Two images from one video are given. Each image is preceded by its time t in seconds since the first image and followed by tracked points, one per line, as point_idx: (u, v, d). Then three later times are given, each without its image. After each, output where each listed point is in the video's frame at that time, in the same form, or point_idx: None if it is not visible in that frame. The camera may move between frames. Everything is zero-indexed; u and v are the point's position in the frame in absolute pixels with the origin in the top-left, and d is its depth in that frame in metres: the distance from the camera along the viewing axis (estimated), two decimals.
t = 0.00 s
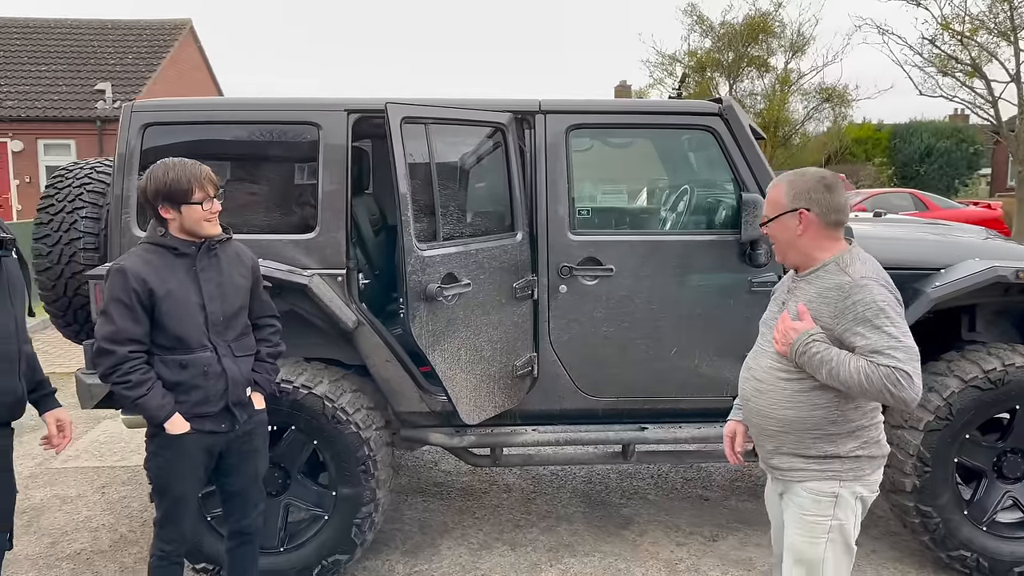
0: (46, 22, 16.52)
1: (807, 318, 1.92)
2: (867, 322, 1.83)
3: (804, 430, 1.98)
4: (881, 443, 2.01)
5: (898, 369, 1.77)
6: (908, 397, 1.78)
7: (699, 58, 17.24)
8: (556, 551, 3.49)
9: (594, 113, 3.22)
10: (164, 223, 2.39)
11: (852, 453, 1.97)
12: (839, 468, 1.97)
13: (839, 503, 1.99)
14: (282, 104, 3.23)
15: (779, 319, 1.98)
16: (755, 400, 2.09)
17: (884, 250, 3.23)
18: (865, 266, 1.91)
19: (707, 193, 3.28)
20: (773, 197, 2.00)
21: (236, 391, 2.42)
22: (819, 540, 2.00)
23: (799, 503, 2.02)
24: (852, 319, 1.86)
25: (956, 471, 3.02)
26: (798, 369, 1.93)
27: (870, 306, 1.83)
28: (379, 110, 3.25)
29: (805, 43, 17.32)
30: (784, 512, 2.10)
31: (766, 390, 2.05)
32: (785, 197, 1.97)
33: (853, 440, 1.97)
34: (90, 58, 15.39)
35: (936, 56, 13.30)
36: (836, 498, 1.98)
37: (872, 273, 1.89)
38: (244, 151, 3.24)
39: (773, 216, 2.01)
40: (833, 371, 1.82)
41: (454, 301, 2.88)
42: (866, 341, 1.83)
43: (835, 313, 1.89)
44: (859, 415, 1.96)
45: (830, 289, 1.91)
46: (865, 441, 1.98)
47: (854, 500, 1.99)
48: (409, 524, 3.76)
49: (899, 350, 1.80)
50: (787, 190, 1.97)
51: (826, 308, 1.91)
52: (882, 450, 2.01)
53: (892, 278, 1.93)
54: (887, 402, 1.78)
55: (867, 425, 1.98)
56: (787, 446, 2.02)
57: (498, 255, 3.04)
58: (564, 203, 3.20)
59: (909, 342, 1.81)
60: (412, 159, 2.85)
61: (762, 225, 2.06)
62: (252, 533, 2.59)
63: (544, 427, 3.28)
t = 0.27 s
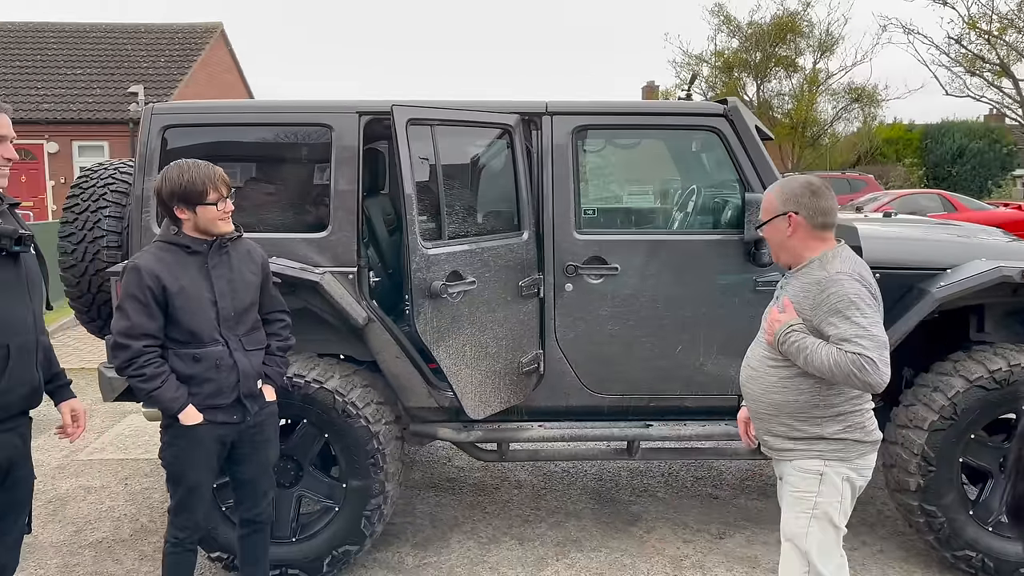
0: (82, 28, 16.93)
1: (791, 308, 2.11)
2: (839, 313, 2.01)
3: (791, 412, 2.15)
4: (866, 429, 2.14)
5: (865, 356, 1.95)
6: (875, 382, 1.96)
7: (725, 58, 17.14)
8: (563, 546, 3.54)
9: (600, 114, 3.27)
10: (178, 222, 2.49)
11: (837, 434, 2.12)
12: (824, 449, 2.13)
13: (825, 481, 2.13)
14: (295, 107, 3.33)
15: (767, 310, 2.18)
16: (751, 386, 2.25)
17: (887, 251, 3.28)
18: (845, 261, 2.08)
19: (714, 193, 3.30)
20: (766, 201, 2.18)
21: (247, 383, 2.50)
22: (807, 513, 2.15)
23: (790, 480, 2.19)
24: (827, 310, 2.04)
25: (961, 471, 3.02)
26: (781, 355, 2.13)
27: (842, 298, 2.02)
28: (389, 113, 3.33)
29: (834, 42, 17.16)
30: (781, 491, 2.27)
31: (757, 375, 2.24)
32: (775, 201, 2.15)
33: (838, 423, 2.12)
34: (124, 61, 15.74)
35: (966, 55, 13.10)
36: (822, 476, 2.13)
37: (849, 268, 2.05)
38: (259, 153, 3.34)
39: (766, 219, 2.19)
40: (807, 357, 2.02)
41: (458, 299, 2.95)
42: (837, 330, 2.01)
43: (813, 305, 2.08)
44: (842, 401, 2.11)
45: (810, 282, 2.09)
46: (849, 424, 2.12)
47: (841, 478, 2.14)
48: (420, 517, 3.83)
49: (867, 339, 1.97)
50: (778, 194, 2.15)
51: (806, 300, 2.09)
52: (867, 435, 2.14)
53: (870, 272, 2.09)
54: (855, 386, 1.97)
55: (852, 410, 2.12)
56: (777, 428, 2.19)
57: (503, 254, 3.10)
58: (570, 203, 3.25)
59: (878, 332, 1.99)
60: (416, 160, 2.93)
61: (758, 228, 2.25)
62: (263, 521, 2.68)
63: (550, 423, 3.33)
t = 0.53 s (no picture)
0: (110, 32, 17.24)
1: (786, 302, 2.32)
2: (828, 306, 2.22)
3: (789, 396, 2.38)
4: (858, 415, 2.34)
5: (852, 345, 2.15)
6: (863, 368, 2.16)
7: (746, 59, 17.03)
8: (570, 547, 3.56)
9: (607, 117, 3.28)
10: (187, 226, 2.54)
11: (829, 418, 2.32)
12: (816, 432, 2.34)
13: (811, 462, 2.34)
14: (306, 111, 3.38)
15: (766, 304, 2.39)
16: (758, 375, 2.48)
17: (897, 254, 3.27)
18: (835, 257, 2.29)
19: (722, 196, 3.30)
20: (764, 201, 2.42)
21: (254, 383, 2.55)
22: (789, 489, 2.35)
23: (781, 458, 2.40)
24: (817, 304, 2.25)
25: (970, 476, 2.99)
26: (778, 346, 2.34)
27: (831, 292, 2.22)
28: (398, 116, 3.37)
29: (858, 42, 16.94)
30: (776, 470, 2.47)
31: (759, 364, 2.45)
32: (773, 201, 2.38)
33: (832, 407, 2.33)
34: (150, 65, 15.99)
35: (992, 55, 12.90)
36: (808, 457, 2.34)
37: (837, 264, 2.27)
38: (271, 157, 3.40)
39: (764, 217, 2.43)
40: (800, 348, 2.22)
41: (464, 301, 2.99)
42: (826, 322, 2.21)
43: (804, 299, 2.28)
44: (838, 386, 2.32)
45: (802, 278, 2.30)
46: (841, 408, 2.32)
47: (829, 461, 2.33)
48: (430, 517, 3.87)
49: (854, 329, 2.17)
50: (775, 195, 2.38)
51: (798, 294, 2.30)
52: (857, 421, 2.33)
53: (857, 267, 2.30)
54: (845, 373, 2.16)
55: (847, 395, 2.33)
56: (778, 411, 2.42)
57: (510, 256, 3.13)
58: (577, 206, 3.27)
59: (864, 322, 2.18)
60: (423, 163, 2.96)
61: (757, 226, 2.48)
62: (269, 519, 2.73)
63: (557, 425, 3.35)
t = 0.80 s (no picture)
0: (133, 35, 17.47)
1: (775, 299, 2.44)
2: (814, 300, 2.33)
3: (780, 389, 2.47)
4: (847, 408, 2.42)
5: (836, 338, 2.26)
6: (847, 359, 2.27)
7: (766, 59, 16.93)
8: (586, 546, 3.58)
9: (622, 118, 3.30)
10: (207, 226, 2.58)
11: (818, 413, 2.41)
12: (806, 428, 2.43)
13: (802, 457, 2.44)
14: (326, 113, 3.43)
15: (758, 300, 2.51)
16: (753, 370, 2.56)
17: (915, 255, 3.24)
18: (822, 253, 2.41)
19: (737, 196, 3.32)
20: (755, 202, 2.55)
21: (272, 381, 2.59)
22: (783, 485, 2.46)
23: (774, 453, 2.50)
24: (804, 299, 2.36)
25: (988, 478, 2.98)
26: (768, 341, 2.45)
27: (818, 288, 2.33)
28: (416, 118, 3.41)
29: (879, 41, 16.80)
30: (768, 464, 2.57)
31: (752, 358, 2.56)
32: (763, 202, 2.51)
33: (820, 402, 2.41)
34: (172, 68, 16.19)
35: (1015, 54, 12.75)
36: (800, 453, 2.44)
37: (824, 260, 2.38)
38: (290, 158, 3.45)
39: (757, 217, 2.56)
40: (787, 341, 2.33)
41: (480, 300, 3.02)
42: (812, 317, 2.32)
43: (793, 295, 2.40)
44: (827, 380, 2.41)
45: (792, 275, 2.42)
46: (830, 403, 2.41)
47: (819, 456, 2.43)
48: (446, 515, 3.90)
49: (838, 322, 2.28)
50: (765, 196, 2.51)
51: (787, 291, 2.42)
52: (848, 415, 2.41)
53: (844, 263, 2.41)
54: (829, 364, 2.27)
55: (836, 388, 2.41)
56: (771, 407, 2.52)
57: (526, 256, 3.15)
58: (593, 207, 3.29)
59: (848, 315, 2.29)
60: (440, 164, 3.00)
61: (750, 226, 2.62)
62: (287, 515, 2.76)
63: (573, 424, 3.37)
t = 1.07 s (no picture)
0: (152, 37, 17.65)
1: (748, 305, 2.52)
2: (780, 310, 2.38)
3: (759, 389, 2.56)
4: (821, 403, 2.48)
5: (794, 349, 2.32)
6: (805, 370, 2.33)
7: (781, 59, 16.88)
8: (603, 543, 3.61)
9: (641, 118, 3.33)
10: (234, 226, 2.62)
11: (793, 407, 2.49)
12: (781, 420, 2.52)
13: (779, 449, 2.52)
14: (348, 114, 3.48)
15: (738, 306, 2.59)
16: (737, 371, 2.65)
17: (933, 255, 3.26)
18: (794, 261, 2.45)
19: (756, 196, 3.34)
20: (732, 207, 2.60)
21: (295, 377, 2.62)
22: (765, 477, 2.54)
23: (752, 447, 2.59)
24: (773, 307, 2.42)
25: (1007, 477, 2.98)
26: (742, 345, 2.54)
27: (783, 297, 2.38)
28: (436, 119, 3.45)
29: (896, 41, 16.69)
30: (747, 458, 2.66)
31: (736, 359, 2.65)
32: (739, 207, 2.57)
33: (794, 397, 2.48)
34: (190, 69, 16.35)
35: None
36: (776, 444, 2.52)
37: (794, 269, 2.42)
38: (313, 158, 3.51)
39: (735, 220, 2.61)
40: (752, 348, 2.42)
41: (501, 299, 3.06)
42: (777, 326, 2.39)
43: (765, 303, 2.46)
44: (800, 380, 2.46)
45: (765, 282, 2.47)
46: (804, 398, 2.47)
47: (795, 448, 2.50)
48: (465, 511, 3.94)
49: (799, 333, 2.34)
50: (742, 200, 2.57)
51: (762, 298, 2.49)
52: (822, 409, 2.48)
53: (816, 271, 2.43)
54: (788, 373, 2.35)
55: (812, 388, 2.47)
56: (750, 401, 2.61)
57: (545, 255, 3.19)
58: (612, 207, 3.31)
59: (810, 327, 2.34)
60: (462, 164, 3.04)
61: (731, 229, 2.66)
62: (311, 509, 2.80)
63: (591, 422, 3.40)
